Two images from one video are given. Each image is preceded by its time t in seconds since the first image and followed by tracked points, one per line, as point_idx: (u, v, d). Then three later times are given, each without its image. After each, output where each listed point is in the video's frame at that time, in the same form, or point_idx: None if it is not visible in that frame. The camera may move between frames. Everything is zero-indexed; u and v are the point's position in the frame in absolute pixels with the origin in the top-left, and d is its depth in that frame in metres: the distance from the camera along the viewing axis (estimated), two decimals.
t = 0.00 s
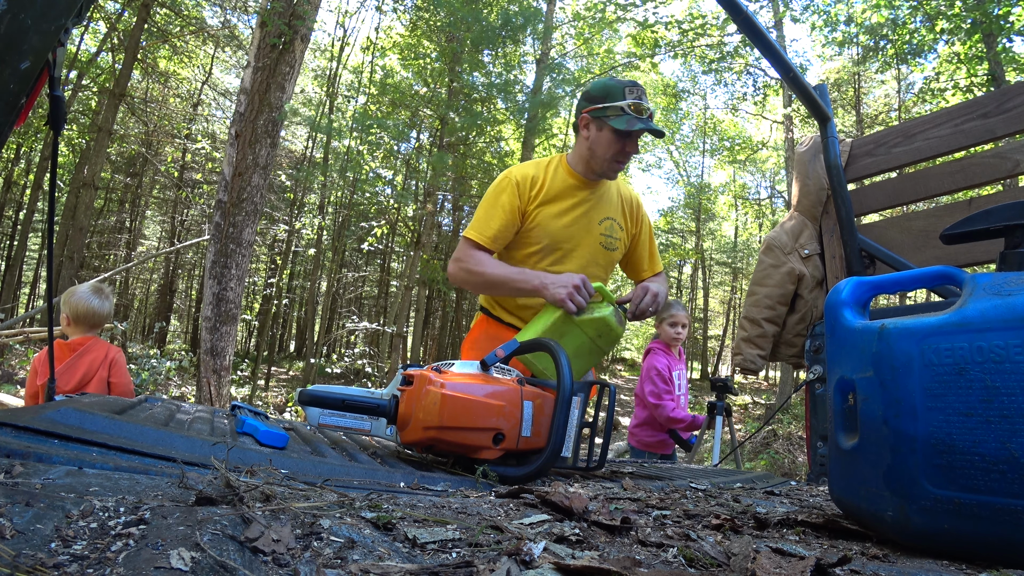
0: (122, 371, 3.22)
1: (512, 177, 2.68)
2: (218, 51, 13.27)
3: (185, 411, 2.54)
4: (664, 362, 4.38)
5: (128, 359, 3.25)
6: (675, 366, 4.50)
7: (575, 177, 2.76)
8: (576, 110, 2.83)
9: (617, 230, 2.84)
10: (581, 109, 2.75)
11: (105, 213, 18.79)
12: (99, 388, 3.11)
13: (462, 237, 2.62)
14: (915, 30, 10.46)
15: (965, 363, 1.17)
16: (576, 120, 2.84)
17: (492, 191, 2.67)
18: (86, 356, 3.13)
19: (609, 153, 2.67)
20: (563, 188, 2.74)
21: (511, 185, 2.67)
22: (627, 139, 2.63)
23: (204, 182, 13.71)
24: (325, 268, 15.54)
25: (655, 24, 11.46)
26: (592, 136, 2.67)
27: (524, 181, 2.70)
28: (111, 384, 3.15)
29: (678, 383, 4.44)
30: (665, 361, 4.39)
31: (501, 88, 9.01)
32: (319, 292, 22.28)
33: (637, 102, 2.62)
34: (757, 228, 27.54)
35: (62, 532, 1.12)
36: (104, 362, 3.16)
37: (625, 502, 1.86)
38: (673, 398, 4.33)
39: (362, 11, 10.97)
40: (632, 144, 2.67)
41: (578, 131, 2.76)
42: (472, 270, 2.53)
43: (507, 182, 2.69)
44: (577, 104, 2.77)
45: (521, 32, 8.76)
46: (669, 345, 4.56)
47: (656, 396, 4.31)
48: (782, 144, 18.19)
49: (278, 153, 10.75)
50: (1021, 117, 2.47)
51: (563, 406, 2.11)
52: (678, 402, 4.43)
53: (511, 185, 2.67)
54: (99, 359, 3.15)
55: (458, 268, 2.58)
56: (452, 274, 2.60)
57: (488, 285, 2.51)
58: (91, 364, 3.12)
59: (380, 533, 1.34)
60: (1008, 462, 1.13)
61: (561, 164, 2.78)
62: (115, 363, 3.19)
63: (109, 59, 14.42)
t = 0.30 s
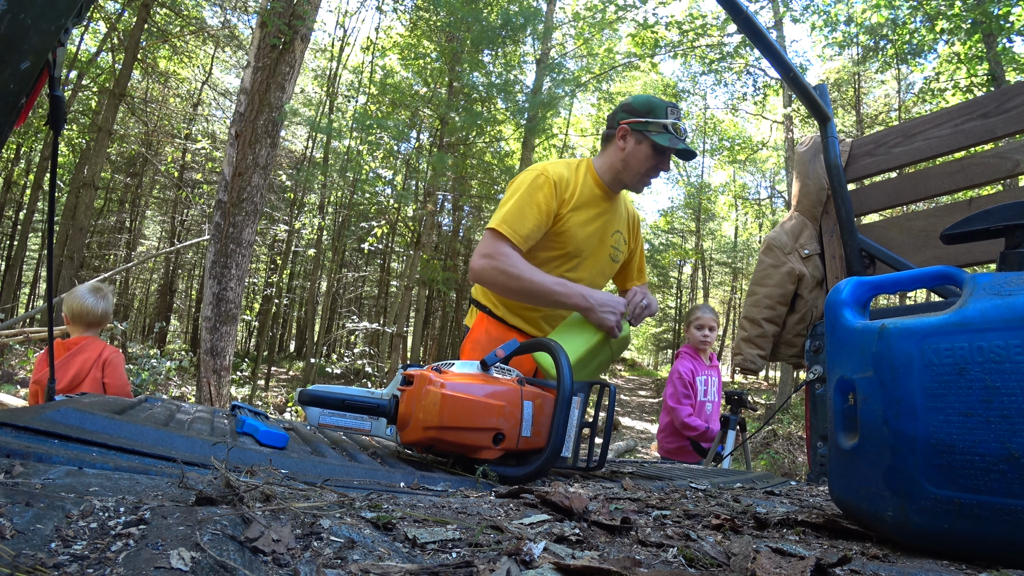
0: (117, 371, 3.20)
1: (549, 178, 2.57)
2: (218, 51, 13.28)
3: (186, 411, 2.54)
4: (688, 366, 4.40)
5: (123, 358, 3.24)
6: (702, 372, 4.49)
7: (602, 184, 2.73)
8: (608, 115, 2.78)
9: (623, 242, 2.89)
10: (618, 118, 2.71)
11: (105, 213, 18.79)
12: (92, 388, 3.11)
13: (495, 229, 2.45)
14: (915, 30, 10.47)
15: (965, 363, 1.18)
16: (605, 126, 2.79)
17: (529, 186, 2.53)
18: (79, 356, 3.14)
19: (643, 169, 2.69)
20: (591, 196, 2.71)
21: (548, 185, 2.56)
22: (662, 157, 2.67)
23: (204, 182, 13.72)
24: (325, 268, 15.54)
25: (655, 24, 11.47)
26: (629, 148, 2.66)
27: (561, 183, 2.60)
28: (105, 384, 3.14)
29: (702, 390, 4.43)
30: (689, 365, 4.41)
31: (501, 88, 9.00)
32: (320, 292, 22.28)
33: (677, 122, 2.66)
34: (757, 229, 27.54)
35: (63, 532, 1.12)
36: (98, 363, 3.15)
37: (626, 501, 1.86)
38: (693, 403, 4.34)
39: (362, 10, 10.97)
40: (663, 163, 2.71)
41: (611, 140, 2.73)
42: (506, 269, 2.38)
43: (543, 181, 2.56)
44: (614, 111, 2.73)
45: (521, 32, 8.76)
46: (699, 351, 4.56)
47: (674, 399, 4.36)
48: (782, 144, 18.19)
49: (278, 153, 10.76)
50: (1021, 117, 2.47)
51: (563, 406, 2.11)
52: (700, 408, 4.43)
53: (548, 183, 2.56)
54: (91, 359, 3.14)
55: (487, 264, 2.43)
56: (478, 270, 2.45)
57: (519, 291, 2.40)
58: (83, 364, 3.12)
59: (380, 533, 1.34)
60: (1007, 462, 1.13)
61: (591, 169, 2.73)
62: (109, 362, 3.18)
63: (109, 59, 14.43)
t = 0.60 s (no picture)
0: (109, 371, 3.18)
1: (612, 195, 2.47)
2: (218, 51, 13.29)
3: (185, 411, 2.54)
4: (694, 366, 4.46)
5: (116, 359, 3.22)
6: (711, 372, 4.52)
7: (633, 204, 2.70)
8: (643, 128, 2.65)
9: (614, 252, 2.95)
10: (653, 140, 2.62)
11: (105, 213, 18.78)
12: (83, 389, 3.10)
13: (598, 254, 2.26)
14: (915, 30, 10.48)
15: (965, 363, 1.17)
16: (634, 138, 2.67)
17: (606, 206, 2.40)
18: (72, 357, 3.15)
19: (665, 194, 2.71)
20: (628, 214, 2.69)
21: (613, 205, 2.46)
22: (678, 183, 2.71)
23: (204, 182, 13.73)
24: (325, 268, 15.54)
25: (655, 24, 11.48)
26: (659, 176, 2.64)
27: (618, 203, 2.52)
28: (96, 385, 3.13)
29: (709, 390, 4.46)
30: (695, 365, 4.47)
31: (501, 88, 9.02)
32: (320, 292, 22.28)
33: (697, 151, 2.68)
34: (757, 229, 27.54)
35: (63, 532, 1.12)
36: (89, 364, 3.14)
37: (625, 501, 1.85)
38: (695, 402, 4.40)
39: (361, 10, 10.97)
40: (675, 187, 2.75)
41: (642, 162, 2.64)
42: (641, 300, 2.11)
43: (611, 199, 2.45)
44: (650, 129, 2.62)
45: (521, 32, 8.79)
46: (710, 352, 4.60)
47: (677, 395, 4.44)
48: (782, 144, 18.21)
49: (278, 153, 10.76)
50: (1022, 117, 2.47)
51: (563, 407, 2.11)
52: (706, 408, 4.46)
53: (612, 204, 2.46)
54: (84, 359, 3.15)
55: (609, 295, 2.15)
56: (599, 301, 2.14)
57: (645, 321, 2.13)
58: (76, 365, 3.13)
59: (380, 533, 1.34)
60: (1007, 462, 1.13)
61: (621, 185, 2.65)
62: (101, 362, 3.17)
63: (109, 59, 14.42)
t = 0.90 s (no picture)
0: (107, 371, 3.17)
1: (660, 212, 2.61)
2: (218, 51, 13.29)
3: (185, 411, 2.54)
4: (696, 365, 4.47)
5: (114, 359, 3.21)
6: (713, 372, 4.53)
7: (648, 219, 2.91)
8: (668, 149, 2.85)
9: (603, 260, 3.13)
10: (674, 165, 2.86)
11: (105, 212, 18.79)
12: (82, 390, 3.11)
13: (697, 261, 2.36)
14: (915, 30, 10.49)
15: (965, 363, 1.17)
16: (658, 157, 2.85)
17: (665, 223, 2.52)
18: (71, 358, 3.16)
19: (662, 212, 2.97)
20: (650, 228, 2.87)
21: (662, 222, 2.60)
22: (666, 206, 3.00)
23: (204, 182, 13.73)
24: (325, 268, 15.54)
25: (655, 24, 11.49)
26: (669, 199, 2.93)
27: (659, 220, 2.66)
28: (95, 386, 3.13)
29: (710, 390, 4.46)
30: (697, 364, 4.48)
31: (501, 88, 9.03)
32: (320, 292, 22.28)
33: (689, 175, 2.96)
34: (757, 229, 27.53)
35: (63, 532, 1.12)
36: (87, 364, 3.14)
37: (625, 501, 1.85)
38: (695, 401, 4.40)
39: (361, 10, 10.98)
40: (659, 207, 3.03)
41: (665, 182, 2.86)
42: (755, 307, 2.17)
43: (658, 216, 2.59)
44: (675, 152, 2.85)
45: (521, 33, 8.79)
46: (712, 352, 4.61)
47: (678, 393, 4.45)
48: (782, 144, 18.21)
49: (278, 153, 10.76)
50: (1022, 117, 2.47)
51: (563, 406, 2.11)
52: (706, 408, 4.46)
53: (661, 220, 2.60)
54: (83, 360, 3.15)
55: (724, 302, 2.20)
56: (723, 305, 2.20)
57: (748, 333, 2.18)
58: (74, 366, 3.13)
59: (380, 533, 1.34)
60: (1007, 462, 1.13)
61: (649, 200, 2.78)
62: (100, 363, 3.17)
63: (109, 58, 14.41)
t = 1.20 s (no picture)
0: (103, 371, 3.17)
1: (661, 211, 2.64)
2: (218, 51, 13.29)
3: (185, 411, 2.54)
4: (690, 369, 4.47)
5: (110, 359, 3.20)
6: (708, 375, 4.51)
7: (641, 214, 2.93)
8: (664, 146, 2.85)
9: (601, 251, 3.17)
10: (671, 161, 2.87)
11: (105, 212, 18.78)
12: (80, 391, 3.11)
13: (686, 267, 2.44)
14: (915, 30, 10.49)
15: (965, 363, 1.17)
16: (656, 153, 2.85)
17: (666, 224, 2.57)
18: (68, 360, 3.17)
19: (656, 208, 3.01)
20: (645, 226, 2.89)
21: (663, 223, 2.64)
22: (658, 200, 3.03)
23: (204, 182, 13.73)
24: (325, 268, 15.54)
25: (655, 25, 11.49)
26: (664, 194, 2.94)
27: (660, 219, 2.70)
28: (91, 387, 3.13)
29: (705, 393, 4.45)
30: (692, 368, 4.48)
31: (501, 88, 9.04)
32: (320, 292, 22.28)
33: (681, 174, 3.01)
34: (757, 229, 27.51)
35: (63, 532, 1.12)
36: (83, 365, 3.15)
37: (625, 502, 1.85)
38: (690, 405, 4.41)
39: (361, 10, 10.98)
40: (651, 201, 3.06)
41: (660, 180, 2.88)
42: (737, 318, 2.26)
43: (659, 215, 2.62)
44: (671, 149, 2.85)
45: (522, 33, 8.78)
46: (708, 353, 4.58)
47: (674, 399, 4.47)
48: (782, 144, 18.21)
49: (278, 153, 10.77)
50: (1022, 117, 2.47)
51: (563, 406, 2.11)
52: (701, 411, 4.46)
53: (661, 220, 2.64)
54: (79, 361, 3.16)
55: (708, 313, 2.31)
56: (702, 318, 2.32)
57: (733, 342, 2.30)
58: (71, 367, 3.14)
59: (380, 533, 1.34)
60: (1007, 462, 1.13)
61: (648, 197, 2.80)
62: (96, 364, 3.17)
63: (109, 59, 14.42)
